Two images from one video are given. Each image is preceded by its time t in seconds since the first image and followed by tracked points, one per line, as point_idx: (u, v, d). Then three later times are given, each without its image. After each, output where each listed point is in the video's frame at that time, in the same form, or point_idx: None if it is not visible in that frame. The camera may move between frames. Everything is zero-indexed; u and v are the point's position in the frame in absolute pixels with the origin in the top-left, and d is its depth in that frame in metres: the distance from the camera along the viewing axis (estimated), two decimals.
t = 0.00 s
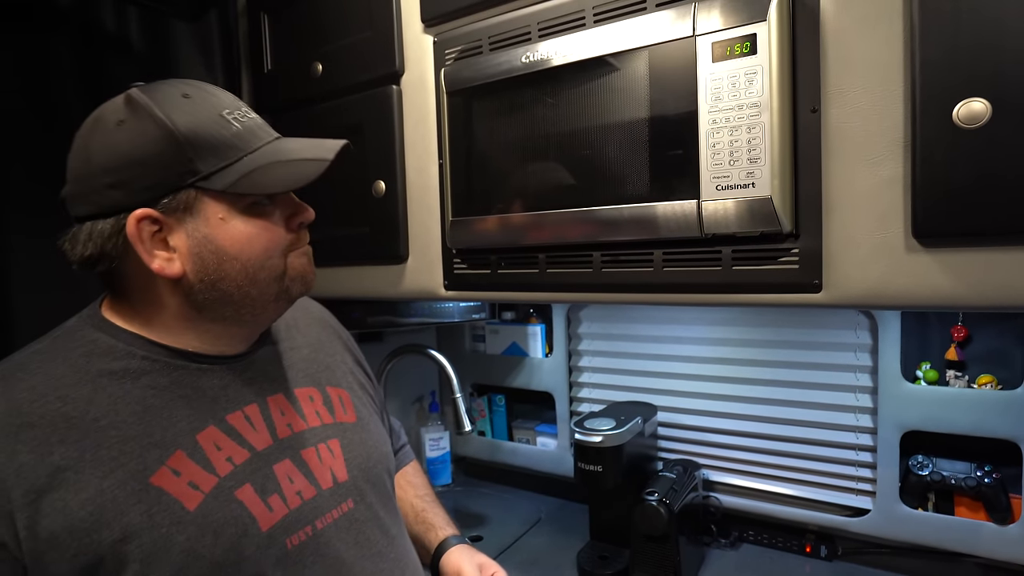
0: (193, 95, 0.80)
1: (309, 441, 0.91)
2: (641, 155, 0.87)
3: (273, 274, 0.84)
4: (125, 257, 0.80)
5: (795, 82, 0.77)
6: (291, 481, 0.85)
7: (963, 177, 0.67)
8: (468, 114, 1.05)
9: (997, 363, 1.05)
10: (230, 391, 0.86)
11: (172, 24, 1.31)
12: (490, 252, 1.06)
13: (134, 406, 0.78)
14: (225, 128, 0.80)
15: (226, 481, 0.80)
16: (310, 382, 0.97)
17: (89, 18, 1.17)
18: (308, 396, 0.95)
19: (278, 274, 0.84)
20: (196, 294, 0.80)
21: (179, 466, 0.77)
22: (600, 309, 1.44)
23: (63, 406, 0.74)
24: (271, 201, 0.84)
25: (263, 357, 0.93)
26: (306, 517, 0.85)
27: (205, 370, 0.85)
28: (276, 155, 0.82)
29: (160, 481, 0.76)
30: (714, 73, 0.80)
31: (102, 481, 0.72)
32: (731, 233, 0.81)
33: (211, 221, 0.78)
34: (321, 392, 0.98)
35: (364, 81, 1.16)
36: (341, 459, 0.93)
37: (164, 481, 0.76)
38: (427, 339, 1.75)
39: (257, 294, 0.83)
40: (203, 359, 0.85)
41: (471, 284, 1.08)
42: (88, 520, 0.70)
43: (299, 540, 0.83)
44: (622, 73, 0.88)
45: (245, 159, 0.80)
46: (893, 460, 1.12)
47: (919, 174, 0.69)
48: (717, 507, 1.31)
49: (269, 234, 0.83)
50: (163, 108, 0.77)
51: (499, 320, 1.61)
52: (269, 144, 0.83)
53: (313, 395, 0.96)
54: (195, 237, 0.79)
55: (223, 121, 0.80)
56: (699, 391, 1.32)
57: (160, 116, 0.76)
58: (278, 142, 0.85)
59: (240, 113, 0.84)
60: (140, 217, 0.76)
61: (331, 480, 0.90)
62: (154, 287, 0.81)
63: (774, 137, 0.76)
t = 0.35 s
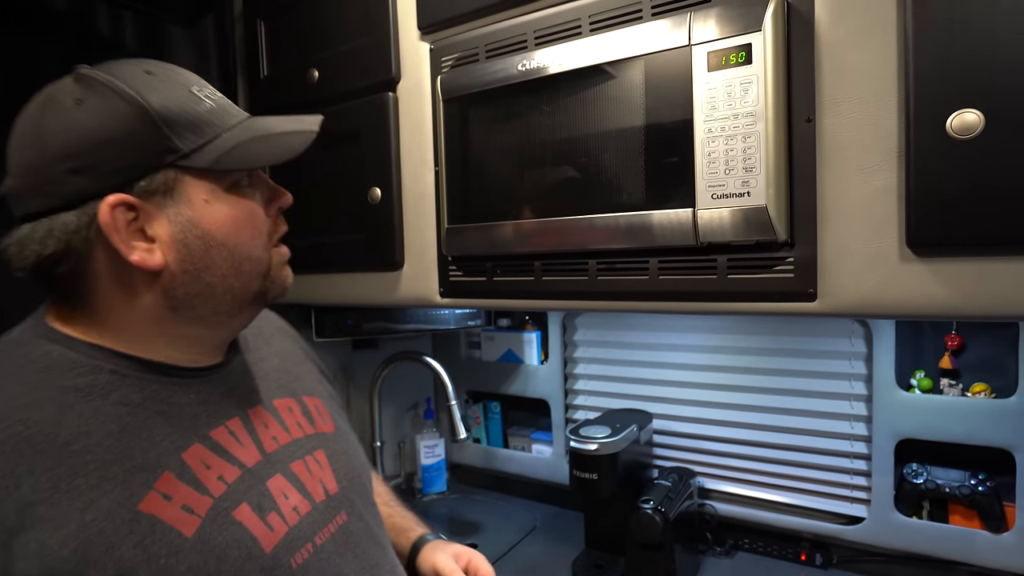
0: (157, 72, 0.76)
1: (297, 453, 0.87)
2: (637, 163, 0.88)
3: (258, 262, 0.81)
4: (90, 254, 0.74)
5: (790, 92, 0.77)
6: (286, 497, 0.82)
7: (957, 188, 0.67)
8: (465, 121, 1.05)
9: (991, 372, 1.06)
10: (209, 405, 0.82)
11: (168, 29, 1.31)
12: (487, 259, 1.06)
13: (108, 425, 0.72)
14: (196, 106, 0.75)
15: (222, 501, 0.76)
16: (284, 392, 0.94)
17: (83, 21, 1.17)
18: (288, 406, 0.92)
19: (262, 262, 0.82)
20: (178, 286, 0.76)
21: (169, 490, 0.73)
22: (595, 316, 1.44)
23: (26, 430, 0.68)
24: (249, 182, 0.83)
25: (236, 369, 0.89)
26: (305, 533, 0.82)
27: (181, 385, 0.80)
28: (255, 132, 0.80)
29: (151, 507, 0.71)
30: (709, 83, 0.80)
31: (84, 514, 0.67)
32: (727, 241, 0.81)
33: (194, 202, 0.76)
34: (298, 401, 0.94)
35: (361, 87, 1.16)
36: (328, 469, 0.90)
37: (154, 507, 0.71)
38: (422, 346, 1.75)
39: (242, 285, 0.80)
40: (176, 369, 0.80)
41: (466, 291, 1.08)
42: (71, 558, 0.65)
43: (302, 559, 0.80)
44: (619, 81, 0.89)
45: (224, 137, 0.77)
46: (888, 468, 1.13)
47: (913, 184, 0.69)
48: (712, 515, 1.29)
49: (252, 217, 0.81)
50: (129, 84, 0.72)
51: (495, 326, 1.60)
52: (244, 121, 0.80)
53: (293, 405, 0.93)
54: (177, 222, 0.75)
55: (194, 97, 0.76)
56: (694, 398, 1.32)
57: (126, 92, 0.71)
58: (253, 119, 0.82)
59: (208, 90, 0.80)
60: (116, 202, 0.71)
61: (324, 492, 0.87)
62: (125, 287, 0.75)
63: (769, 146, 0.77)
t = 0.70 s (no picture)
0: (82, 35, 0.66)
1: (265, 465, 0.80)
2: (628, 168, 0.88)
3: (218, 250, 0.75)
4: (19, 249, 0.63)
5: (779, 99, 0.78)
6: (261, 514, 0.75)
7: (944, 196, 0.68)
8: (457, 126, 1.05)
9: (978, 376, 1.07)
10: (165, 417, 0.73)
11: (161, 32, 1.31)
12: (479, 263, 1.06)
13: (53, 444, 0.63)
14: (135, 73, 0.66)
15: (195, 524, 0.68)
16: (241, 400, 0.86)
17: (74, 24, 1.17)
18: (247, 415, 0.84)
19: (221, 249, 0.75)
20: (133, 280, 0.67)
21: (135, 515, 0.64)
22: (587, 321, 1.45)
23: None
24: (202, 160, 0.75)
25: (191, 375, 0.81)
26: (284, 552, 0.76)
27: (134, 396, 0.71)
28: (206, 99, 0.71)
29: (115, 537, 0.62)
30: (700, 90, 0.81)
31: (34, 551, 0.58)
32: (718, 247, 0.82)
33: (148, 178, 0.67)
34: (256, 408, 0.86)
35: (353, 91, 1.16)
36: (299, 480, 0.84)
37: (119, 536, 0.62)
38: (414, 349, 1.75)
39: (201, 275, 0.72)
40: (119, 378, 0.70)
41: (458, 295, 1.08)
42: None
43: None
44: (611, 87, 0.89)
45: (173, 107, 0.69)
46: (877, 472, 1.14)
47: (900, 192, 0.70)
48: (704, 518, 1.31)
49: (208, 198, 0.74)
50: (53, 47, 0.62)
51: (487, 330, 1.60)
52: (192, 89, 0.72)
53: (253, 412, 0.85)
54: (130, 205, 0.66)
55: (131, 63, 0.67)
56: (685, 402, 1.33)
57: (51, 57, 0.61)
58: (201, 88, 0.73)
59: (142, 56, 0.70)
60: (58, 182, 0.62)
61: (298, 506, 0.81)
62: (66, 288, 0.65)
63: (758, 153, 0.77)
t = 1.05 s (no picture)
0: None
1: (207, 484, 0.81)
2: (621, 173, 0.88)
3: (147, 247, 0.74)
4: None
5: (771, 105, 0.78)
6: (211, 537, 0.76)
7: (934, 202, 0.68)
8: (450, 130, 1.05)
9: (970, 380, 1.07)
10: (96, 437, 0.72)
11: (154, 36, 1.30)
12: (472, 267, 1.05)
13: None
14: (53, 44, 0.65)
15: (144, 556, 0.67)
16: (172, 414, 0.86)
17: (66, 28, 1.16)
18: (181, 429, 0.85)
19: (150, 249, 0.74)
20: (50, 279, 0.65)
21: (77, 555, 0.62)
22: (582, 324, 1.44)
23: None
24: (128, 152, 0.75)
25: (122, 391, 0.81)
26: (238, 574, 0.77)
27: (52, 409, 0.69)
28: (131, 78, 0.71)
29: None
30: (693, 95, 0.81)
31: None
32: (711, 251, 0.82)
33: (68, 164, 0.66)
34: (190, 423, 0.87)
35: (346, 95, 1.16)
36: (243, 497, 0.85)
37: None
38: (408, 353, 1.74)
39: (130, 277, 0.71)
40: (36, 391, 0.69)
41: (451, 299, 1.08)
42: None
43: None
44: (604, 92, 0.89)
45: (98, 82, 0.68)
46: (870, 476, 1.14)
47: (891, 198, 0.71)
48: (697, 522, 1.31)
49: (137, 194, 0.73)
50: None
51: (481, 334, 1.60)
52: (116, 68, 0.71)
53: (185, 424, 0.86)
54: (47, 196, 0.65)
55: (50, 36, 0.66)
56: (679, 406, 1.33)
57: None
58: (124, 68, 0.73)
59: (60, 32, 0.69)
60: None
61: (245, 525, 0.82)
62: None
63: (750, 158, 0.77)
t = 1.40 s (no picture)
0: None
1: (162, 497, 0.88)
2: (621, 173, 0.88)
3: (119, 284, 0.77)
4: None
5: (771, 105, 0.78)
6: (170, 551, 0.82)
7: (935, 203, 0.68)
8: (450, 130, 1.05)
9: (970, 381, 1.07)
10: (48, 463, 0.75)
11: (155, 36, 1.30)
12: (472, 268, 1.05)
13: None
14: (58, 68, 0.66)
15: None
16: (122, 424, 0.90)
17: (65, 28, 1.16)
18: (132, 439, 0.90)
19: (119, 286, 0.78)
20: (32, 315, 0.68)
21: None
22: (582, 325, 1.44)
23: None
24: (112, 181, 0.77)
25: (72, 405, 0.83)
26: None
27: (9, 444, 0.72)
28: (135, 110, 0.74)
29: None
30: (693, 95, 0.81)
31: None
32: (711, 252, 0.81)
33: (63, 199, 0.69)
34: (139, 431, 0.92)
35: (346, 95, 1.16)
36: (196, 506, 0.93)
37: None
38: (407, 353, 1.74)
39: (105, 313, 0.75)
40: None
41: (450, 299, 1.08)
42: None
43: None
44: (605, 92, 0.89)
45: (102, 111, 0.71)
46: (869, 477, 1.14)
47: (891, 199, 0.71)
48: (696, 523, 1.31)
49: (119, 224, 0.76)
50: None
51: (480, 334, 1.60)
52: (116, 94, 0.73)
53: (135, 433, 0.91)
54: (40, 230, 0.67)
55: (51, 54, 0.66)
56: (679, 406, 1.33)
57: None
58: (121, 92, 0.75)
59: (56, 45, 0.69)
60: None
61: (199, 533, 0.90)
62: None
63: (750, 159, 0.77)
